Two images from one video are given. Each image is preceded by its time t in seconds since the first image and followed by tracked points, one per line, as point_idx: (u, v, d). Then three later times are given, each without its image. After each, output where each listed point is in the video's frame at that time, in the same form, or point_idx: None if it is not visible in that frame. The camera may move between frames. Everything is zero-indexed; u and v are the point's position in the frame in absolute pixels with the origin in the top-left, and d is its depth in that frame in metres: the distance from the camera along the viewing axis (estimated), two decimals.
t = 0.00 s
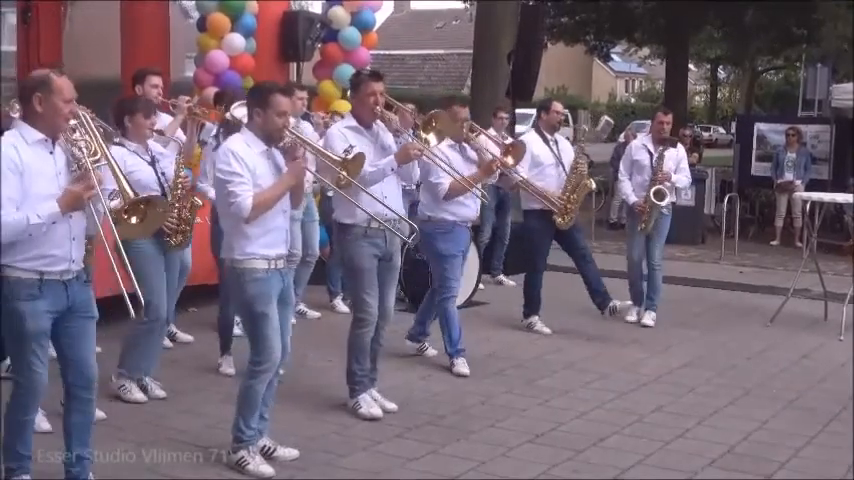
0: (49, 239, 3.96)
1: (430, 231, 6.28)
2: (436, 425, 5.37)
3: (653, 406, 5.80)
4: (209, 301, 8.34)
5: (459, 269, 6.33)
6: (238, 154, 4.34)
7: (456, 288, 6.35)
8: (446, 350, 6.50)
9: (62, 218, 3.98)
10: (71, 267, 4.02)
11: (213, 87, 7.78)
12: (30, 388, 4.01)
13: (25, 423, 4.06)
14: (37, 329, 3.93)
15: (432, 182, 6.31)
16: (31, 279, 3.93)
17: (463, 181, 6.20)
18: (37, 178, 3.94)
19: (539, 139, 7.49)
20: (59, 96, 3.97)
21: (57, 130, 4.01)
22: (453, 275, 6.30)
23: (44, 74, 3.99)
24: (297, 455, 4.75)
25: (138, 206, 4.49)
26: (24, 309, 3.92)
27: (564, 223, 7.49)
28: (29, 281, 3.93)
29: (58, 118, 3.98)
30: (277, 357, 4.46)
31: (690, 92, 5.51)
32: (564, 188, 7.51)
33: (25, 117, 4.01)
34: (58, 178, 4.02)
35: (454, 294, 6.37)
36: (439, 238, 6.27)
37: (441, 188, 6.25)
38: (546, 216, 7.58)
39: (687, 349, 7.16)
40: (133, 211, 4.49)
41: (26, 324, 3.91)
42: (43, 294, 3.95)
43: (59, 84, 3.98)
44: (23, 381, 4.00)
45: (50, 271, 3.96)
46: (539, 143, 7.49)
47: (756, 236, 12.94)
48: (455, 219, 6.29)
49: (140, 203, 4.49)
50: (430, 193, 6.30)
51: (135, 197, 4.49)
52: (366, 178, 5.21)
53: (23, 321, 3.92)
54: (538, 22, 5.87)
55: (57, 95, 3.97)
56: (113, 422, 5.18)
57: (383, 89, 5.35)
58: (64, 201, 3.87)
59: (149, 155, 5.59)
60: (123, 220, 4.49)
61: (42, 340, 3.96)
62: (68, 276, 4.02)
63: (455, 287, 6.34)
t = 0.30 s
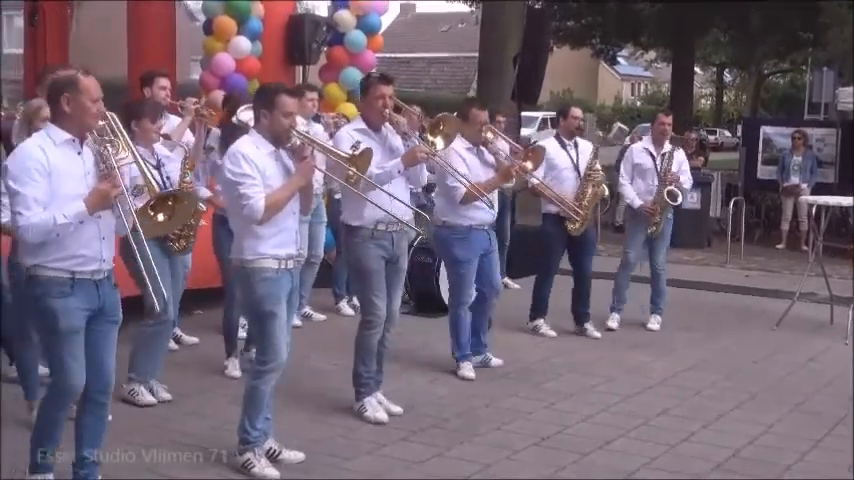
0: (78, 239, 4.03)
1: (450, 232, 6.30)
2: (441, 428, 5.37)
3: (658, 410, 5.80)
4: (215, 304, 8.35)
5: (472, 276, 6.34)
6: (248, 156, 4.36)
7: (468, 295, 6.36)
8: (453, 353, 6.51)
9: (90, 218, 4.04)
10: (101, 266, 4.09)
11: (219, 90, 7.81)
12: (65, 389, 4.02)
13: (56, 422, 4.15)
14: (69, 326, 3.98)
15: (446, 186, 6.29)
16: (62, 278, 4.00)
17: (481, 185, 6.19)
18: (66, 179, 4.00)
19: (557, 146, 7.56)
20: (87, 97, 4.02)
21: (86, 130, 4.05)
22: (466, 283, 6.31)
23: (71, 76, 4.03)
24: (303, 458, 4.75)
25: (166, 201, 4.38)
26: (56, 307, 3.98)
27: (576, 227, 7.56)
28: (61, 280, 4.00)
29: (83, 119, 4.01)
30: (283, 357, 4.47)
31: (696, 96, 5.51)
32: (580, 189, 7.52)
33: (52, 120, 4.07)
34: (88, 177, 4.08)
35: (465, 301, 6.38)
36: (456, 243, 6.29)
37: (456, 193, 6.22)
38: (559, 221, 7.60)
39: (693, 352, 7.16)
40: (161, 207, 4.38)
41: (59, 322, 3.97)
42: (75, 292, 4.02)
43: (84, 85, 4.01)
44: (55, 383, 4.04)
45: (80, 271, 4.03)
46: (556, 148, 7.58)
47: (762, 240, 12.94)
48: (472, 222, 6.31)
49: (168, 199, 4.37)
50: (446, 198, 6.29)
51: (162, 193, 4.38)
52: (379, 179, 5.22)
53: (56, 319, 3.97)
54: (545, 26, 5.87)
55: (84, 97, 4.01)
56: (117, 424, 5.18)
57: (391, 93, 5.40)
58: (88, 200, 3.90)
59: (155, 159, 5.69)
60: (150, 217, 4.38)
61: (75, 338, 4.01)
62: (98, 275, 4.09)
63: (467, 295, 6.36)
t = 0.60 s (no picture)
0: (92, 239, 3.88)
1: (457, 235, 6.32)
2: (444, 430, 5.36)
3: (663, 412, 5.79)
4: (220, 305, 8.36)
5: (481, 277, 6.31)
6: (252, 162, 4.36)
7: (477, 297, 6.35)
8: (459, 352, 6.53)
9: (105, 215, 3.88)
10: (114, 268, 3.94)
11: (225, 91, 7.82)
12: (83, 390, 3.85)
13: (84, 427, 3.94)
14: (82, 325, 3.83)
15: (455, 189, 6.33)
16: (75, 278, 3.85)
17: (490, 186, 6.20)
18: (82, 179, 3.85)
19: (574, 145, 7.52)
20: (98, 98, 3.88)
21: (102, 131, 3.90)
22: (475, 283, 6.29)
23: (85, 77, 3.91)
24: (308, 460, 4.75)
25: (183, 197, 4.21)
26: (67, 307, 3.83)
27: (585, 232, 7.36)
28: (72, 280, 3.84)
29: (100, 118, 3.88)
30: (294, 361, 4.46)
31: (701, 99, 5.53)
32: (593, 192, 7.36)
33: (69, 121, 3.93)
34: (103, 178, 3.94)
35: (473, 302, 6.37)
36: (463, 246, 6.30)
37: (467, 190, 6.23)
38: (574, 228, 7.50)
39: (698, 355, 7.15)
40: (176, 201, 4.19)
41: (70, 322, 3.81)
42: (88, 292, 3.87)
43: (101, 87, 3.88)
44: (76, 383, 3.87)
45: (94, 272, 3.87)
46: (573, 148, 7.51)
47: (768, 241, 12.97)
48: (483, 224, 6.29)
49: (184, 193, 4.20)
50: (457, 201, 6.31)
51: (176, 186, 4.19)
52: (379, 186, 5.22)
53: (68, 318, 3.82)
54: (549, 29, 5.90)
55: (96, 97, 3.87)
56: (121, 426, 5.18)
57: (400, 96, 5.34)
58: (104, 195, 3.76)
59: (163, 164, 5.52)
60: (164, 210, 4.18)
61: (89, 337, 3.86)
62: (111, 277, 3.94)
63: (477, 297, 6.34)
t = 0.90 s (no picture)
0: (102, 242, 3.89)
1: (477, 236, 6.29)
2: (447, 432, 5.36)
3: (666, 415, 5.79)
4: (222, 307, 8.36)
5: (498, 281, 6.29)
6: (248, 158, 4.36)
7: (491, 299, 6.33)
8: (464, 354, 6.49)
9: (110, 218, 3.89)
10: (121, 271, 3.94)
11: (228, 93, 7.85)
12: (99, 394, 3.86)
13: (101, 430, 3.93)
14: (91, 328, 3.83)
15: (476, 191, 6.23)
16: (82, 282, 3.85)
17: (506, 188, 6.07)
18: (89, 181, 3.87)
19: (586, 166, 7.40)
20: (100, 101, 3.86)
21: (106, 134, 3.90)
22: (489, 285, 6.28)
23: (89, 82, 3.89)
24: (310, 461, 4.75)
25: (194, 162, 4.03)
26: (76, 311, 3.84)
27: (603, 258, 7.39)
28: (80, 284, 3.85)
29: (104, 122, 3.88)
30: (282, 361, 4.48)
31: (703, 101, 5.57)
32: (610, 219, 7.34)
33: (75, 126, 3.93)
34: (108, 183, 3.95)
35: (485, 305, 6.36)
36: (480, 248, 6.27)
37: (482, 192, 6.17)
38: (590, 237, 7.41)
39: (700, 357, 7.15)
40: (190, 168, 4.02)
41: (80, 325, 3.82)
42: (95, 295, 3.87)
43: (105, 90, 3.85)
44: (91, 384, 3.87)
45: (101, 276, 3.88)
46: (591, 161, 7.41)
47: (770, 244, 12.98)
48: (498, 228, 6.23)
49: (195, 156, 4.02)
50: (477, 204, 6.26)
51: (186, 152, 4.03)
52: (382, 187, 5.23)
53: (77, 322, 3.83)
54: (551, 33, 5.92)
55: (99, 102, 3.86)
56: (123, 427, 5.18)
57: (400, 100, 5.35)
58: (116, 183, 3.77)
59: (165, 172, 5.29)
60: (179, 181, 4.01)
61: (99, 340, 3.86)
62: (118, 281, 3.94)
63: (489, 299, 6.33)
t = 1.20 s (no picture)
0: (112, 244, 3.89)
1: (495, 239, 6.35)
2: (449, 434, 5.36)
3: (668, 416, 5.79)
4: (224, 308, 8.37)
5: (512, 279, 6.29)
6: (244, 163, 4.38)
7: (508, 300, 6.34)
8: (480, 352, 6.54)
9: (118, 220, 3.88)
10: (130, 274, 3.94)
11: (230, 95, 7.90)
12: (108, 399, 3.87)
13: (106, 435, 3.94)
14: (101, 334, 3.84)
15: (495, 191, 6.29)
16: (93, 286, 3.85)
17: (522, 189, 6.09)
18: (95, 183, 3.86)
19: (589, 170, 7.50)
20: (97, 102, 3.86)
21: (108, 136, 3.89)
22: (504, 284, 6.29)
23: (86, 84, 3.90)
24: (312, 463, 4.75)
25: (195, 140, 4.22)
26: (87, 315, 3.84)
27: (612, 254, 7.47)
28: (91, 289, 3.85)
29: (101, 123, 3.87)
30: (284, 364, 4.44)
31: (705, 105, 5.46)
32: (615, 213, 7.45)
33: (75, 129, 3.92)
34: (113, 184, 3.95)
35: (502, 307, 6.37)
36: (497, 250, 6.33)
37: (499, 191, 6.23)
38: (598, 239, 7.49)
39: (703, 359, 7.15)
40: (194, 145, 4.21)
41: (91, 330, 3.83)
42: (106, 300, 3.87)
43: (100, 92, 3.85)
44: (99, 390, 3.88)
45: (110, 280, 3.87)
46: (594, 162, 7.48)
47: (772, 245, 12.97)
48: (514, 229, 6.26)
49: (195, 135, 4.22)
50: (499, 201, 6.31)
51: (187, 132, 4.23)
52: (382, 194, 5.13)
53: (87, 326, 3.83)
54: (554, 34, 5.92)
55: (96, 103, 3.86)
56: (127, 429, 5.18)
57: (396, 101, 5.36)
58: (128, 176, 3.81)
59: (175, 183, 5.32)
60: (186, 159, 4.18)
61: (110, 345, 3.87)
62: (128, 285, 3.94)
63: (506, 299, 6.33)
